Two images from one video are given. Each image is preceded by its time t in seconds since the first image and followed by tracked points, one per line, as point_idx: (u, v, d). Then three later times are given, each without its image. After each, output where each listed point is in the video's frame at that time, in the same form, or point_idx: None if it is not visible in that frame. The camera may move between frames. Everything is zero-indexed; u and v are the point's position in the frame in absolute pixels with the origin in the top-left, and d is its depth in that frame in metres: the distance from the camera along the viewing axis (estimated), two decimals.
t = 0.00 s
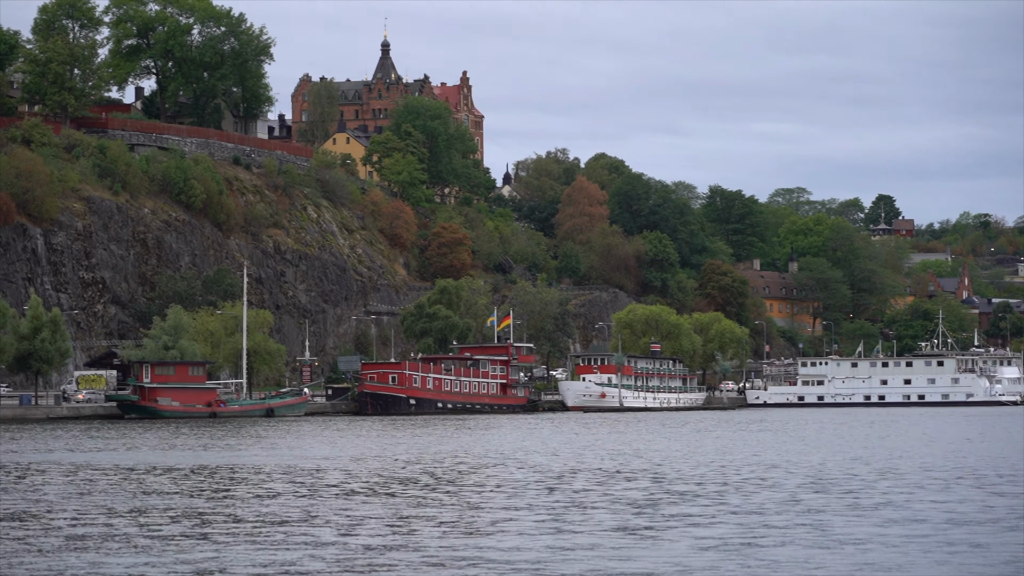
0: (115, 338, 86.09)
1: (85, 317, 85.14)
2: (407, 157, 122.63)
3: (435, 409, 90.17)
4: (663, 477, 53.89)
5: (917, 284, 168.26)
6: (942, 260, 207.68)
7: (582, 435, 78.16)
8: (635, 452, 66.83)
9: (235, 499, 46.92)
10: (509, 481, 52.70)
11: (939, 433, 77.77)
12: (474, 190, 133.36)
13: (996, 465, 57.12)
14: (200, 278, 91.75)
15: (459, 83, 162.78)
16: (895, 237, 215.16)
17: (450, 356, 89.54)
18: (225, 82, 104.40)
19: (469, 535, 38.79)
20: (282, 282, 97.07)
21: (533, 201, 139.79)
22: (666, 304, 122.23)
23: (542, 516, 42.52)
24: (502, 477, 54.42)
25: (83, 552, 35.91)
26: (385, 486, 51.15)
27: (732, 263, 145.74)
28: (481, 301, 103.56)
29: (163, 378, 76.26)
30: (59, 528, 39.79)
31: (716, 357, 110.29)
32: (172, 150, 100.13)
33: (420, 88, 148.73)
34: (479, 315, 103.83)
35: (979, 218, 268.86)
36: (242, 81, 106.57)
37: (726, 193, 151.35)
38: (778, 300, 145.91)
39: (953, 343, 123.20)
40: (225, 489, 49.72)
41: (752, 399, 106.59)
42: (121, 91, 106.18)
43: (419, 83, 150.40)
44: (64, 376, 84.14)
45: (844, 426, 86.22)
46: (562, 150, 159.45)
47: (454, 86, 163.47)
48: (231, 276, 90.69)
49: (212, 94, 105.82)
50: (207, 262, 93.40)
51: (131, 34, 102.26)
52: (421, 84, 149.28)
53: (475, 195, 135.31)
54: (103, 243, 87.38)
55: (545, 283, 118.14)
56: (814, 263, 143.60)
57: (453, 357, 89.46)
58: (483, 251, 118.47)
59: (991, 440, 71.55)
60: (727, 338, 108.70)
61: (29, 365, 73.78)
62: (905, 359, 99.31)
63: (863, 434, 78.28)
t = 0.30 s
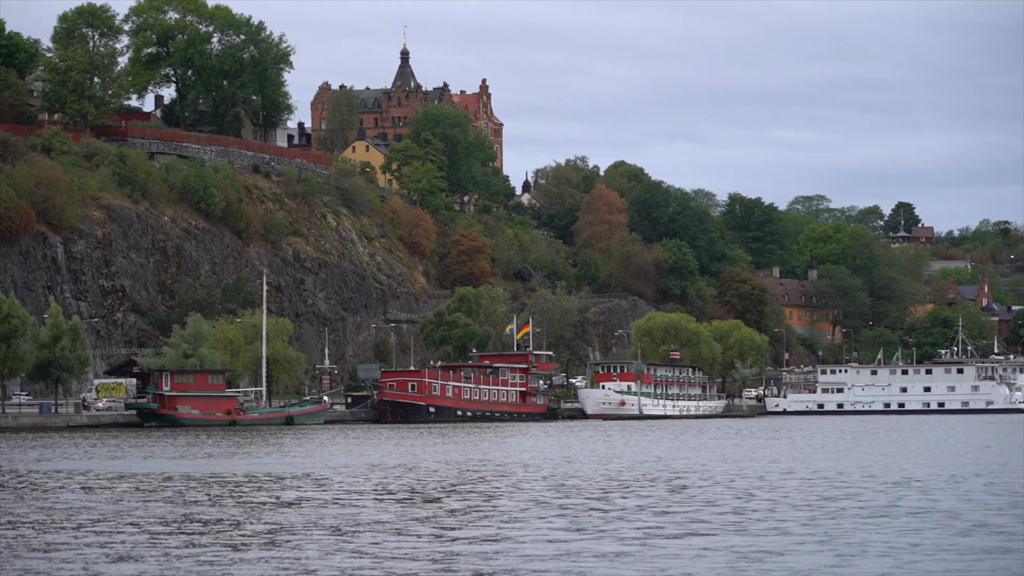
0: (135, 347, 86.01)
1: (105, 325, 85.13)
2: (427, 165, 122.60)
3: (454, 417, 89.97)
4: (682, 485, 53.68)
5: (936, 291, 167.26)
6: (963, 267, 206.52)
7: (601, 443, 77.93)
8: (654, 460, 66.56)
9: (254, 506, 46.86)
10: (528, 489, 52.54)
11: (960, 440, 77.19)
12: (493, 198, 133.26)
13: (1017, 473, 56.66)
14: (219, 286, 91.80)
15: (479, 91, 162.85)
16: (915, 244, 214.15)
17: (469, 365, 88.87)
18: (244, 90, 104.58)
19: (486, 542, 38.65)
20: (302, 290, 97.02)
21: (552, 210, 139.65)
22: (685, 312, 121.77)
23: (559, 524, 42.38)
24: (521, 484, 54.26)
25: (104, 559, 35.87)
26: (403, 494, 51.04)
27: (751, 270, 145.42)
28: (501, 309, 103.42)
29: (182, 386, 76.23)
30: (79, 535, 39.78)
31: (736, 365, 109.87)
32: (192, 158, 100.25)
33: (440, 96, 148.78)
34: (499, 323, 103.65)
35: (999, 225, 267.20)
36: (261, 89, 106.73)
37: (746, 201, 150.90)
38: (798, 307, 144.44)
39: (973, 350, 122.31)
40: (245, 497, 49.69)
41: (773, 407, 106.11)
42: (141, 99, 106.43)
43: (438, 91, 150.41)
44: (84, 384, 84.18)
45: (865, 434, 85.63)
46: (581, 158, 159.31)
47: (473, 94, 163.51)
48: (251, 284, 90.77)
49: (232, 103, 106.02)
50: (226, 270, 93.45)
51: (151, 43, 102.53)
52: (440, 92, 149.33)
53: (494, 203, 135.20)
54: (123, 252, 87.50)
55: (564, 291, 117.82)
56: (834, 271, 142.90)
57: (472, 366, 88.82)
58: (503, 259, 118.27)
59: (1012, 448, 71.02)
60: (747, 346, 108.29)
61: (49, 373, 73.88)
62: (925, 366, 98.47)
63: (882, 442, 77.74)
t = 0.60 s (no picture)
0: (151, 352, 86.03)
1: (121, 330, 85.20)
2: (443, 170, 122.65)
3: (470, 422, 89.85)
4: (698, 490, 53.37)
5: (952, 296, 166.47)
6: (980, 272, 205.56)
7: (616, 448, 77.68)
8: (670, 465, 66.30)
9: (268, 511, 46.89)
10: (543, 494, 52.34)
11: (977, 445, 76.66)
12: (509, 203, 133.17)
13: None
14: (235, 292, 91.86)
15: (494, 96, 162.87)
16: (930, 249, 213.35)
17: (485, 370, 89.54)
18: (260, 95, 104.72)
19: (501, 548, 38.47)
20: (317, 295, 97.03)
21: (568, 215, 139.55)
22: (701, 317, 121.43)
23: (575, 529, 42.21)
24: (536, 489, 54.02)
25: (117, 565, 35.81)
26: (418, 499, 50.89)
27: (766, 276, 145.99)
28: (517, 314, 103.41)
29: (198, 392, 76.40)
30: (93, 539, 39.88)
31: (752, 370, 109.48)
32: (207, 163, 100.46)
33: (455, 101, 148.87)
34: (515, 328, 103.66)
35: (1017, 229, 265.92)
36: (276, 95, 106.86)
37: (761, 205, 150.45)
38: (813, 312, 145.88)
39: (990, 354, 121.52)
40: (259, 502, 49.74)
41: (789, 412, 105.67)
42: (157, 105, 106.75)
43: (454, 96, 150.48)
44: (100, 390, 84.24)
45: (881, 439, 85.15)
46: (597, 162, 159.20)
47: (489, 99, 163.57)
48: (267, 290, 90.85)
49: (248, 108, 106.21)
50: (242, 276, 93.53)
51: (167, 48, 102.82)
52: (456, 97, 149.38)
53: (510, 208, 135.11)
54: (139, 257, 87.69)
55: (580, 296, 117.61)
56: (849, 275, 142.40)
57: (488, 370, 89.40)
58: (518, 264, 118.15)
59: None
60: (763, 351, 107.93)
61: (65, 378, 73.91)
62: (940, 371, 98.21)
63: (898, 446, 77.27)
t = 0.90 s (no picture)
0: (167, 356, 86.14)
1: (137, 334, 85.28)
2: (459, 173, 122.62)
3: (487, 425, 89.66)
4: (714, 492, 53.20)
5: (969, 298, 165.72)
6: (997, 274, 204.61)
7: (632, 451, 77.47)
8: (686, 468, 66.10)
9: (284, 514, 46.84)
10: (559, 496, 52.22)
11: (994, 448, 76.25)
12: (526, 206, 132.94)
13: None
14: (252, 295, 91.94)
15: (510, 98, 162.78)
16: (946, 250, 212.31)
17: (501, 373, 89.02)
18: (276, 99, 104.97)
19: (516, 550, 38.37)
20: (334, 298, 97.07)
21: (584, 217, 139.39)
22: (717, 319, 121.01)
23: (590, 531, 42.08)
24: (552, 492, 53.89)
25: (132, 568, 35.79)
26: (433, 502, 50.80)
27: (784, 278, 145.46)
28: (533, 317, 103.33)
29: (215, 395, 76.67)
30: (112, 542, 39.91)
31: (768, 373, 109.24)
32: (224, 167, 100.57)
33: (471, 104, 148.79)
34: (531, 331, 103.55)
35: None
36: (293, 98, 107.16)
37: (778, 207, 149.85)
38: (830, 314, 144.69)
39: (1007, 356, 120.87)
40: (275, 504, 49.73)
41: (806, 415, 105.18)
42: (173, 109, 106.94)
43: (470, 99, 150.45)
44: (117, 393, 84.38)
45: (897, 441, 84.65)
46: (614, 165, 159.12)
47: (505, 102, 163.43)
48: (283, 293, 90.93)
49: (264, 112, 106.24)
50: (259, 279, 93.64)
51: (183, 52, 102.92)
52: (472, 99, 149.30)
53: (527, 211, 134.97)
54: (155, 260, 87.76)
55: (596, 299, 117.36)
56: (866, 277, 141.99)
57: (504, 374, 88.93)
58: (534, 266, 118.06)
59: None
60: (779, 354, 107.64)
61: (82, 382, 74.09)
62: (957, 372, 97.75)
63: (915, 448, 76.88)
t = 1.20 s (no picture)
0: (186, 358, 86.18)
1: (157, 336, 85.36)
2: (477, 175, 122.63)
3: (506, 427, 89.66)
4: (732, 494, 52.96)
5: (989, 299, 164.90)
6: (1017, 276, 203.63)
7: (650, 453, 77.26)
8: (704, 470, 65.86)
9: (300, 516, 46.81)
10: (577, 499, 52.06)
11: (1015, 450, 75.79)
12: (544, 208, 132.84)
13: None
14: (270, 297, 91.97)
15: (528, 101, 162.82)
16: (966, 252, 211.35)
17: (520, 375, 88.55)
18: (295, 101, 105.26)
19: (533, 552, 38.24)
20: (352, 300, 97.04)
21: (602, 219, 139.28)
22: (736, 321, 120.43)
23: (608, 533, 41.93)
24: (570, 494, 53.73)
25: (149, 570, 35.80)
26: (451, 503, 50.71)
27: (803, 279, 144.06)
28: (552, 319, 102.96)
29: (234, 397, 76.46)
30: (128, 544, 39.97)
31: (787, 375, 109.02)
32: (242, 170, 100.69)
33: (489, 106, 148.77)
34: (549, 333, 103.30)
35: None
36: (311, 100, 107.53)
37: (796, 209, 149.14)
38: (849, 316, 143.92)
39: None
40: (293, 506, 49.71)
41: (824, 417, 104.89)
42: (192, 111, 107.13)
43: (488, 101, 150.48)
44: (136, 396, 84.47)
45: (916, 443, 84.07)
46: (633, 168, 159.03)
47: (523, 104, 163.45)
48: (302, 295, 90.99)
49: (282, 114, 106.44)
50: (277, 281, 93.70)
51: (202, 54, 103.03)
52: (490, 101, 149.28)
53: (545, 213, 134.84)
54: (174, 263, 87.88)
55: (615, 301, 117.08)
56: (885, 280, 141.52)
57: (523, 376, 88.47)
58: (553, 268, 117.93)
59: None
60: (797, 355, 107.30)
61: (101, 384, 74.28)
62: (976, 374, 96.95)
63: (934, 451, 76.49)
